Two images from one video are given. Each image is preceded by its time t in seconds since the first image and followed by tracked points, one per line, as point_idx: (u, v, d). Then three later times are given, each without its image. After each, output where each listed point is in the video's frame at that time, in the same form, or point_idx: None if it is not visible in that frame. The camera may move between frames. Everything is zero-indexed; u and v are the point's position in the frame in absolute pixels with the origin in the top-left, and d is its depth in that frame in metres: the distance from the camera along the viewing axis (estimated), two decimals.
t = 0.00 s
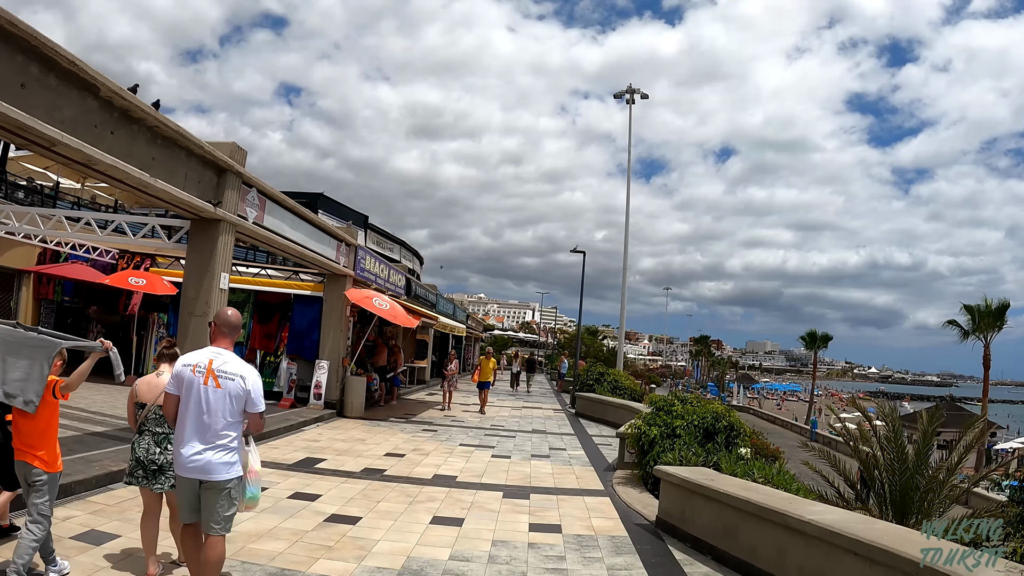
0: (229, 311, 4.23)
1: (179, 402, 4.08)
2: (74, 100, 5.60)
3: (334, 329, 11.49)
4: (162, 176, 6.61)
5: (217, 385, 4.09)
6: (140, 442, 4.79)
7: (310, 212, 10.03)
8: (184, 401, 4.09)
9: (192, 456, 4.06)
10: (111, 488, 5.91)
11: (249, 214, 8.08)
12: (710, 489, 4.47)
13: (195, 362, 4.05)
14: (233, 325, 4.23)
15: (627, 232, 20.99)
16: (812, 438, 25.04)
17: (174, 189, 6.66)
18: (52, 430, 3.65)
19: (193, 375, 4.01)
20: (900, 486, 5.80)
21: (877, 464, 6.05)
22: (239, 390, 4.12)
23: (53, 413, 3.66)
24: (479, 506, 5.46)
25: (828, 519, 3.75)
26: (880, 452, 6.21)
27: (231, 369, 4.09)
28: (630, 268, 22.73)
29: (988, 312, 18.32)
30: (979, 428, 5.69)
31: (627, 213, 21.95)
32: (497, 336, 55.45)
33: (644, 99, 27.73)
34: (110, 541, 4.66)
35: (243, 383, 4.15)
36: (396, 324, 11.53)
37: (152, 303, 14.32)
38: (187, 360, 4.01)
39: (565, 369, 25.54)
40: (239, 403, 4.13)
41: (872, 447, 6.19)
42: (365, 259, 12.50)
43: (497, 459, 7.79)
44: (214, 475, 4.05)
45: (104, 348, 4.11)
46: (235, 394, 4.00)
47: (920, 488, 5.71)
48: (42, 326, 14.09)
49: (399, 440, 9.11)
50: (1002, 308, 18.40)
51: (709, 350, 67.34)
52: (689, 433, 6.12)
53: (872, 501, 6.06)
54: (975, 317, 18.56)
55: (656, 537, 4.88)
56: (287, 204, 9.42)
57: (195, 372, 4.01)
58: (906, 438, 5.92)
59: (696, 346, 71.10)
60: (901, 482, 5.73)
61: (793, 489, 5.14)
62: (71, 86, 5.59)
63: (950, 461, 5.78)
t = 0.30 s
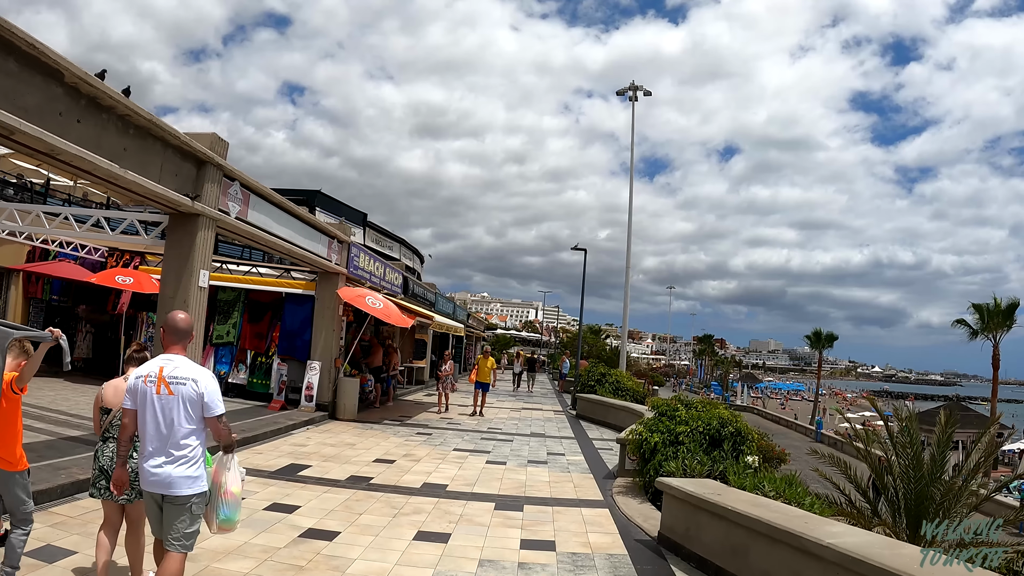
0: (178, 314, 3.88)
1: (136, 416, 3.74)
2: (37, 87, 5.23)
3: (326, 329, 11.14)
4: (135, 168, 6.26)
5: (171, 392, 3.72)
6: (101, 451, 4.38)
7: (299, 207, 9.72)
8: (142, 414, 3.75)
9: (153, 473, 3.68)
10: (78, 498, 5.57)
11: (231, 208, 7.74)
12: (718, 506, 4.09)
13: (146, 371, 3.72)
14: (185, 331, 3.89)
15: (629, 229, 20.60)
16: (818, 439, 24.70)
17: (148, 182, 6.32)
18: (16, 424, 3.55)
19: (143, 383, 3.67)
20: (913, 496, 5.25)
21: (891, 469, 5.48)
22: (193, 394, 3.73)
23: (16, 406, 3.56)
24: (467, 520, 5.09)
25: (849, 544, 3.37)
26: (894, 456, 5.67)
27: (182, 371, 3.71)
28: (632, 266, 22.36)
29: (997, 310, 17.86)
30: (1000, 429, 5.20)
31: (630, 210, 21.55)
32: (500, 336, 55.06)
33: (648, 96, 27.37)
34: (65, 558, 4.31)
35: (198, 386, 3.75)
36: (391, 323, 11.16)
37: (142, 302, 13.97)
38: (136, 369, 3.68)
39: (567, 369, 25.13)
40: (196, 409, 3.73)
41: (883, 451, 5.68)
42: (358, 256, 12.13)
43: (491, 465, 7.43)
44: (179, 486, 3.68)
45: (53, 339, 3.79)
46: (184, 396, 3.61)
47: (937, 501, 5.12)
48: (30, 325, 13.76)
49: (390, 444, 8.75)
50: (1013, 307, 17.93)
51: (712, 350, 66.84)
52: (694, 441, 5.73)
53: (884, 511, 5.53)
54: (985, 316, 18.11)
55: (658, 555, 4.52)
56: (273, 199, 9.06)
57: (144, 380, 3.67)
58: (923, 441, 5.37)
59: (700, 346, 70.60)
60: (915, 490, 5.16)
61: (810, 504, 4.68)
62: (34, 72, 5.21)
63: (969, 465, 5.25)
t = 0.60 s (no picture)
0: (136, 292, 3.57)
1: (97, 405, 3.47)
2: (4, 64, 4.84)
3: (321, 326, 10.82)
4: (111, 151, 5.95)
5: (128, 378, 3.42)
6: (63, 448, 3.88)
7: (291, 200, 9.42)
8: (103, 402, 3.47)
9: (116, 464, 3.39)
10: (47, 501, 5.23)
11: (217, 198, 7.47)
12: (735, 515, 3.70)
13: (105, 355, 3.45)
14: (145, 312, 3.62)
15: (634, 227, 20.24)
16: (825, 441, 24.31)
17: (126, 167, 6.00)
18: None
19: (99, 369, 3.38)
20: (929, 500, 4.83)
21: (905, 472, 5.02)
22: (151, 377, 3.41)
23: None
24: (459, 528, 4.72)
25: (885, 560, 2.98)
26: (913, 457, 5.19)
27: (139, 353, 3.41)
28: (637, 264, 21.98)
29: (1009, 309, 17.41)
30: None
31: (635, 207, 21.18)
32: (503, 336, 54.71)
33: (652, 93, 27.04)
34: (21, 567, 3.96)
35: (156, 370, 3.44)
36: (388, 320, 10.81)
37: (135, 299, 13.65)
38: (93, 353, 3.42)
39: (570, 369, 24.76)
40: (155, 394, 3.42)
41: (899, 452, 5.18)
42: (355, 251, 11.77)
43: (489, 468, 7.05)
44: (141, 479, 3.40)
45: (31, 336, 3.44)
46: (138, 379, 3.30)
47: (956, 507, 4.71)
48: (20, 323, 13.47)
49: (385, 445, 8.38)
50: None
51: (717, 350, 66.27)
52: (706, 443, 5.34)
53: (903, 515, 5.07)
54: (996, 314, 17.66)
55: (666, 567, 4.13)
56: (263, 190, 8.74)
57: (100, 364, 3.40)
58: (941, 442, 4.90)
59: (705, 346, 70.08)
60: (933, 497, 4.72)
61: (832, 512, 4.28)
62: None
63: (991, 467, 4.77)
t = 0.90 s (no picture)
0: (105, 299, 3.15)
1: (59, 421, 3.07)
2: None
3: (315, 328, 10.53)
4: (83, 145, 5.73)
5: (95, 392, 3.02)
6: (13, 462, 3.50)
7: (282, 198, 9.16)
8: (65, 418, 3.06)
9: (79, 486, 2.99)
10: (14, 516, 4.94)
11: (201, 196, 7.24)
12: (747, 539, 3.36)
13: (69, 367, 3.06)
14: (111, 322, 3.18)
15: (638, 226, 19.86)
16: (833, 443, 23.86)
17: (99, 162, 5.76)
18: None
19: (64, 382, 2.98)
20: (946, 513, 4.43)
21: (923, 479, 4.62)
22: (120, 393, 3.04)
23: None
24: (449, 548, 4.38)
25: None
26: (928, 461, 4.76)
27: (108, 366, 3.02)
28: (640, 265, 21.62)
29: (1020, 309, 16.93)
30: None
31: (639, 205, 20.78)
32: (507, 337, 54.39)
33: (657, 92, 26.71)
34: None
35: (127, 384, 3.06)
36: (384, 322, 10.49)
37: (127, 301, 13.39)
38: (56, 366, 3.01)
39: (574, 371, 24.41)
40: (124, 410, 3.04)
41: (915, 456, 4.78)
42: (350, 250, 11.44)
43: (486, 477, 6.70)
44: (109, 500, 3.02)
45: None
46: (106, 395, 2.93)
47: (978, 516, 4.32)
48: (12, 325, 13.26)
49: (379, 453, 8.05)
50: None
51: (722, 351, 65.75)
52: (715, 455, 4.95)
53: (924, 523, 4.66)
54: (1007, 314, 17.20)
55: None
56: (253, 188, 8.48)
57: (64, 378, 3.00)
58: (957, 448, 4.46)
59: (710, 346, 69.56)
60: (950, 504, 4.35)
61: (857, 538, 3.76)
62: None
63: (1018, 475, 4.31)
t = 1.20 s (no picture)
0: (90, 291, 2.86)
1: (30, 412, 2.79)
2: None
3: (307, 327, 10.24)
4: (54, 129, 5.46)
5: (75, 386, 2.74)
6: None
7: (269, 190, 8.98)
8: (36, 410, 2.77)
9: (44, 481, 2.71)
10: None
11: (181, 186, 7.06)
12: (763, 555, 2.98)
13: (47, 354, 2.77)
14: (95, 311, 2.89)
15: (640, 225, 19.50)
16: (837, 444, 23.44)
17: (72, 148, 5.49)
18: None
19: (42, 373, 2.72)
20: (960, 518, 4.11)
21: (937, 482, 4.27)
22: (101, 390, 2.77)
23: None
24: (434, 558, 4.07)
25: None
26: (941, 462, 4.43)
27: (91, 361, 2.75)
28: (642, 264, 21.27)
29: None
30: None
31: (642, 203, 20.41)
32: (509, 338, 54.06)
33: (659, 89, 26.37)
34: None
35: (111, 381, 2.80)
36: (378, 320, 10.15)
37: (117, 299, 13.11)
38: (33, 352, 2.73)
39: (575, 372, 24.07)
40: (102, 409, 2.77)
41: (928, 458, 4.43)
42: (344, 247, 11.13)
43: (481, 482, 6.32)
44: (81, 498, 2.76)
45: None
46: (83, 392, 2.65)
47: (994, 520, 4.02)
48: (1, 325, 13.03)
49: (370, 456, 7.72)
50: None
51: (726, 353, 65.29)
52: (724, 460, 4.59)
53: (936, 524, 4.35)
54: (1015, 315, 16.80)
55: None
56: (237, 179, 8.25)
57: (41, 366, 2.72)
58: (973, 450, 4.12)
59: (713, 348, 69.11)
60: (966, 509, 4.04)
61: (886, 552, 3.34)
62: None
63: None
